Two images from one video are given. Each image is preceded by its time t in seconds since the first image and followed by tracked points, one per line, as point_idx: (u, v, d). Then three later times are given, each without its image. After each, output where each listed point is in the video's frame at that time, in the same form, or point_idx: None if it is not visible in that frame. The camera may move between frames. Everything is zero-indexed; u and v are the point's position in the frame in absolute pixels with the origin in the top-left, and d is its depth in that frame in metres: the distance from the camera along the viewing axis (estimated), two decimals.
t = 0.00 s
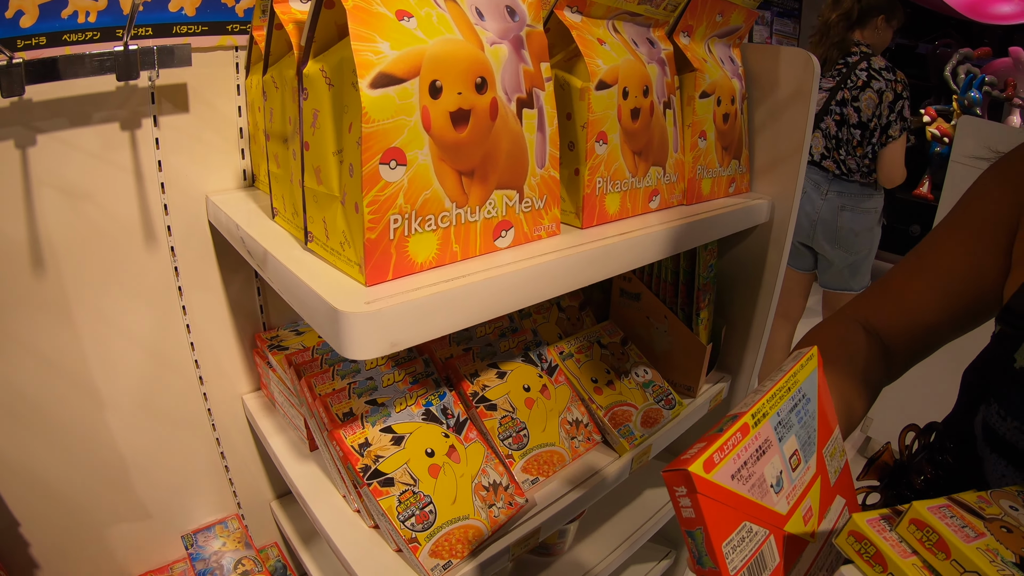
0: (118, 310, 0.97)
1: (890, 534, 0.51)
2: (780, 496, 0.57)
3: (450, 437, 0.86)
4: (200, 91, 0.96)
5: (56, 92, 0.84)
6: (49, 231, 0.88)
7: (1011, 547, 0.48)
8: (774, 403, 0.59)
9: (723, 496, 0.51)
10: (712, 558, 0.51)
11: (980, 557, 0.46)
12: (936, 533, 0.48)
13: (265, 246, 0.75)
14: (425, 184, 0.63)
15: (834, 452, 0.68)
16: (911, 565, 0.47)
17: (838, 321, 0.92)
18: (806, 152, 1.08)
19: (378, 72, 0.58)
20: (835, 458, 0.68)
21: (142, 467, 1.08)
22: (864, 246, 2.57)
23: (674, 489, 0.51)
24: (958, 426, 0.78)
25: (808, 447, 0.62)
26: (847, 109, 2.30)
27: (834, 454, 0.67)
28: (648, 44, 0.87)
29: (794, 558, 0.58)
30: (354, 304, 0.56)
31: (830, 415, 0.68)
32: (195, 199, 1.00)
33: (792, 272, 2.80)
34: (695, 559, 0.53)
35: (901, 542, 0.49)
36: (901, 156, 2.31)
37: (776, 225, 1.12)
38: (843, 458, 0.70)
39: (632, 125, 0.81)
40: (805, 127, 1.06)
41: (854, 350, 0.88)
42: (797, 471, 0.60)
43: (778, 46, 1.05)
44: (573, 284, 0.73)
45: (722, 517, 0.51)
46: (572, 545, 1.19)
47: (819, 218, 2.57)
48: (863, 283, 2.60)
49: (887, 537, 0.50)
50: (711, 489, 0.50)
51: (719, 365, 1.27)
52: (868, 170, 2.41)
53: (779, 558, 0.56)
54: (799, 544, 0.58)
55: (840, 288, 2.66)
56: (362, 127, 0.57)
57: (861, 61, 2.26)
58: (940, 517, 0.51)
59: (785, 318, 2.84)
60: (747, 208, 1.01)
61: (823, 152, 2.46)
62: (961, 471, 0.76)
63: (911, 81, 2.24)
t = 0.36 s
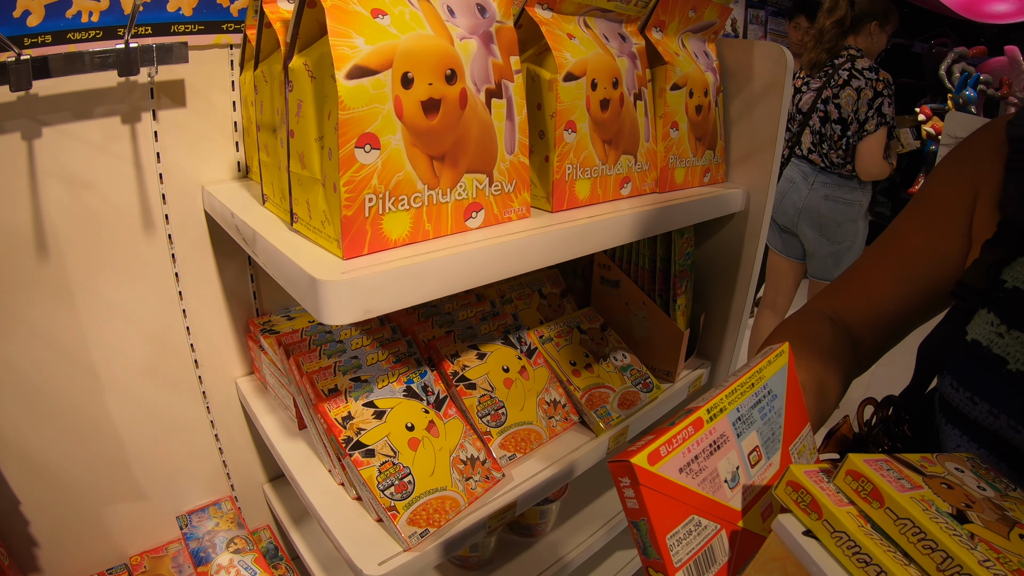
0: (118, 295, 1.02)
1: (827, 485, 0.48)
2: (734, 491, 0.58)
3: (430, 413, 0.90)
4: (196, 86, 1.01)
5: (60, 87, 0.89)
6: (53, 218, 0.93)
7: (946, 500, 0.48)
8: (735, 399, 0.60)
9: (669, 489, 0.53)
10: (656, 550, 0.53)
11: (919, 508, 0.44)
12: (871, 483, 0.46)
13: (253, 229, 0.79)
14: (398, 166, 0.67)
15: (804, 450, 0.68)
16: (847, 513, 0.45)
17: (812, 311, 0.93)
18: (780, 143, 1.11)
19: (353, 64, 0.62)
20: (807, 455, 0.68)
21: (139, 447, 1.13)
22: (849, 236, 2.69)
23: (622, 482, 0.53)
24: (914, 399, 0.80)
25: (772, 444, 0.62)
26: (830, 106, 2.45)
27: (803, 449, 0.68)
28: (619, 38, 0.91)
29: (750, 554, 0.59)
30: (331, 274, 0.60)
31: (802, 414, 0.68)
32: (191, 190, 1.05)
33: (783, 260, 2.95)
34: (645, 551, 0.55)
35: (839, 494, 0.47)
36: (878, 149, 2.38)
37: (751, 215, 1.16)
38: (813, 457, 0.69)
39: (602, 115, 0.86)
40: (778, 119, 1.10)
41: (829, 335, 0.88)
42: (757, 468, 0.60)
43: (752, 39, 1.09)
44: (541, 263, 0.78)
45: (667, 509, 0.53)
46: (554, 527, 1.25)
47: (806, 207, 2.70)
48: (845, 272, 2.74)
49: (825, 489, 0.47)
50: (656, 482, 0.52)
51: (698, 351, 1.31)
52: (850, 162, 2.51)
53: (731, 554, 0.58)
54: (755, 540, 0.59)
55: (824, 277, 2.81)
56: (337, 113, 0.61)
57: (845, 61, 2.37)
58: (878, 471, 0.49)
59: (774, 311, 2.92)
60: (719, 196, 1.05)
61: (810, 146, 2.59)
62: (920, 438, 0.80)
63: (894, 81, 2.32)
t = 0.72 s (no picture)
0: (118, 285, 1.07)
1: (746, 485, 0.65)
2: (662, 358, 0.69)
3: (413, 395, 0.95)
4: (193, 85, 1.06)
5: (64, 86, 0.93)
6: (56, 210, 0.98)
7: (871, 498, 0.59)
8: (703, 293, 0.70)
9: (600, 322, 0.66)
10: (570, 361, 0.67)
11: (833, 512, 0.56)
12: (790, 486, 0.60)
13: (244, 219, 0.84)
14: (376, 157, 0.71)
15: (772, 375, 0.75)
16: (763, 516, 0.60)
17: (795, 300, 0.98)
18: (756, 137, 1.14)
19: (333, 63, 0.66)
20: (767, 383, 0.75)
21: (137, 433, 1.17)
22: (852, 224, 2.85)
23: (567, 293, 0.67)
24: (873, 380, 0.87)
25: (722, 344, 0.71)
26: (830, 109, 2.66)
27: (767, 374, 0.74)
28: (594, 37, 0.96)
29: (656, 421, 0.70)
30: (312, 256, 0.64)
31: (786, 343, 0.74)
32: (187, 184, 1.09)
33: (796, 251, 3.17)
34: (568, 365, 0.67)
35: (761, 497, 0.62)
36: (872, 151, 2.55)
37: (729, 206, 1.20)
38: (779, 386, 0.75)
39: (576, 110, 0.91)
40: (754, 113, 1.13)
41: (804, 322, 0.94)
42: (696, 354, 0.70)
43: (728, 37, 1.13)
44: (515, 248, 0.81)
45: (592, 334, 0.66)
46: (538, 512, 1.29)
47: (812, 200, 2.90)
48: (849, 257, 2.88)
49: (747, 492, 0.63)
50: (588, 310, 0.65)
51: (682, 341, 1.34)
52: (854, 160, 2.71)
53: (639, 402, 0.69)
54: (666, 409, 0.70)
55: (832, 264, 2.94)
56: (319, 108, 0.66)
57: (847, 66, 2.56)
58: (798, 471, 0.62)
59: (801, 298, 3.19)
60: (694, 189, 1.09)
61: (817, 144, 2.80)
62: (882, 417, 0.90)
63: (890, 87, 2.47)
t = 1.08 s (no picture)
0: (117, 280, 1.09)
1: (698, 493, 0.75)
2: (771, 181, 0.69)
3: (404, 387, 0.96)
4: (190, 84, 1.08)
5: (63, 84, 0.95)
6: (56, 206, 0.99)
7: (820, 503, 0.66)
8: (772, 136, 0.75)
9: (710, 128, 0.67)
10: (696, 167, 0.64)
11: (780, 520, 0.64)
12: (739, 496, 0.68)
13: (239, 213, 0.86)
14: (366, 152, 0.73)
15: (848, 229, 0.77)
16: (713, 524, 0.70)
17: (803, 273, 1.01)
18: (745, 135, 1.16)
19: (324, 61, 0.68)
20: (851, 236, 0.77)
21: (134, 426, 1.19)
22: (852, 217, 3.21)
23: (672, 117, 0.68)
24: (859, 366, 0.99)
25: (808, 185, 0.75)
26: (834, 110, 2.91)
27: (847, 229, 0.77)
28: (583, 36, 0.98)
29: (786, 244, 0.67)
30: (303, 247, 0.66)
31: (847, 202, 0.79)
32: (185, 181, 1.12)
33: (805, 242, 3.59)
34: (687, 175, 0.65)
35: (710, 503, 0.73)
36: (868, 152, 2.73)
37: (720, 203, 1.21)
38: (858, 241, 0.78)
39: (563, 107, 0.93)
40: (743, 110, 1.14)
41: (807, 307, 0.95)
42: (792, 188, 0.72)
43: (718, 35, 1.14)
44: (502, 242, 0.83)
45: (709, 140, 0.66)
46: (530, 505, 1.31)
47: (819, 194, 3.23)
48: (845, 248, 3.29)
49: (697, 499, 0.74)
50: (700, 117, 0.67)
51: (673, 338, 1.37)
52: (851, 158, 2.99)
53: (765, 220, 0.66)
54: (787, 232, 0.67)
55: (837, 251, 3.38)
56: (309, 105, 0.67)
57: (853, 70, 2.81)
58: (748, 479, 0.70)
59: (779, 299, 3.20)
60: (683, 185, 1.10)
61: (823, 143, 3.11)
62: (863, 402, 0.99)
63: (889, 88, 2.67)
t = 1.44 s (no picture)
0: (120, 280, 1.09)
1: (720, 501, 0.77)
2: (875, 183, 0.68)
3: (409, 387, 0.97)
4: (194, 85, 1.08)
5: (67, 85, 0.95)
6: (60, 207, 0.99)
7: (844, 506, 0.67)
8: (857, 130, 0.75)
9: (838, 120, 0.62)
10: (841, 167, 0.58)
11: (807, 527, 0.65)
12: (766, 503, 0.70)
13: (245, 214, 0.86)
14: (373, 154, 0.73)
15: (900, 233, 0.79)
16: (739, 533, 0.71)
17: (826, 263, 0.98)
18: (748, 137, 1.17)
19: (332, 63, 0.68)
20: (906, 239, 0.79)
21: (137, 427, 1.19)
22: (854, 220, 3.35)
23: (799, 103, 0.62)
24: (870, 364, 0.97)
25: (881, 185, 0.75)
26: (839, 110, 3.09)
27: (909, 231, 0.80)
28: (587, 37, 0.98)
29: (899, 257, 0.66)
30: (312, 249, 0.66)
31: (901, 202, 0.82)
32: (190, 181, 1.12)
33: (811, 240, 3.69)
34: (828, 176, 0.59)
35: (734, 511, 0.74)
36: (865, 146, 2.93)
37: (723, 204, 1.22)
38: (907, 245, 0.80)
39: (568, 109, 0.93)
40: (746, 111, 1.15)
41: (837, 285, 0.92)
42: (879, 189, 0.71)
43: (721, 36, 1.15)
44: (509, 243, 0.83)
45: (848, 139, 0.61)
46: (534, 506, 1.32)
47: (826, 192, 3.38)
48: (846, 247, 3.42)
49: (721, 507, 0.75)
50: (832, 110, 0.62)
51: (676, 338, 1.37)
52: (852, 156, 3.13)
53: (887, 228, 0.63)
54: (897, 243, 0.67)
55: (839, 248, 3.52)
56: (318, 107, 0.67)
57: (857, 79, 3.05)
58: (770, 484, 0.71)
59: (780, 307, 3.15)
60: (686, 185, 1.11)
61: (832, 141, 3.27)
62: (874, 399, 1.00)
63: (887, 91, 2.90)
